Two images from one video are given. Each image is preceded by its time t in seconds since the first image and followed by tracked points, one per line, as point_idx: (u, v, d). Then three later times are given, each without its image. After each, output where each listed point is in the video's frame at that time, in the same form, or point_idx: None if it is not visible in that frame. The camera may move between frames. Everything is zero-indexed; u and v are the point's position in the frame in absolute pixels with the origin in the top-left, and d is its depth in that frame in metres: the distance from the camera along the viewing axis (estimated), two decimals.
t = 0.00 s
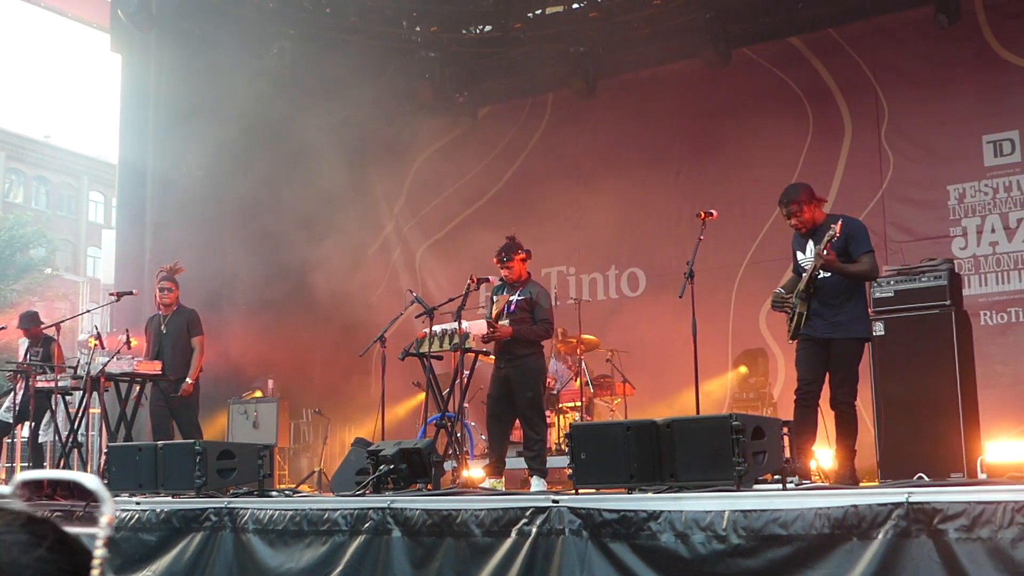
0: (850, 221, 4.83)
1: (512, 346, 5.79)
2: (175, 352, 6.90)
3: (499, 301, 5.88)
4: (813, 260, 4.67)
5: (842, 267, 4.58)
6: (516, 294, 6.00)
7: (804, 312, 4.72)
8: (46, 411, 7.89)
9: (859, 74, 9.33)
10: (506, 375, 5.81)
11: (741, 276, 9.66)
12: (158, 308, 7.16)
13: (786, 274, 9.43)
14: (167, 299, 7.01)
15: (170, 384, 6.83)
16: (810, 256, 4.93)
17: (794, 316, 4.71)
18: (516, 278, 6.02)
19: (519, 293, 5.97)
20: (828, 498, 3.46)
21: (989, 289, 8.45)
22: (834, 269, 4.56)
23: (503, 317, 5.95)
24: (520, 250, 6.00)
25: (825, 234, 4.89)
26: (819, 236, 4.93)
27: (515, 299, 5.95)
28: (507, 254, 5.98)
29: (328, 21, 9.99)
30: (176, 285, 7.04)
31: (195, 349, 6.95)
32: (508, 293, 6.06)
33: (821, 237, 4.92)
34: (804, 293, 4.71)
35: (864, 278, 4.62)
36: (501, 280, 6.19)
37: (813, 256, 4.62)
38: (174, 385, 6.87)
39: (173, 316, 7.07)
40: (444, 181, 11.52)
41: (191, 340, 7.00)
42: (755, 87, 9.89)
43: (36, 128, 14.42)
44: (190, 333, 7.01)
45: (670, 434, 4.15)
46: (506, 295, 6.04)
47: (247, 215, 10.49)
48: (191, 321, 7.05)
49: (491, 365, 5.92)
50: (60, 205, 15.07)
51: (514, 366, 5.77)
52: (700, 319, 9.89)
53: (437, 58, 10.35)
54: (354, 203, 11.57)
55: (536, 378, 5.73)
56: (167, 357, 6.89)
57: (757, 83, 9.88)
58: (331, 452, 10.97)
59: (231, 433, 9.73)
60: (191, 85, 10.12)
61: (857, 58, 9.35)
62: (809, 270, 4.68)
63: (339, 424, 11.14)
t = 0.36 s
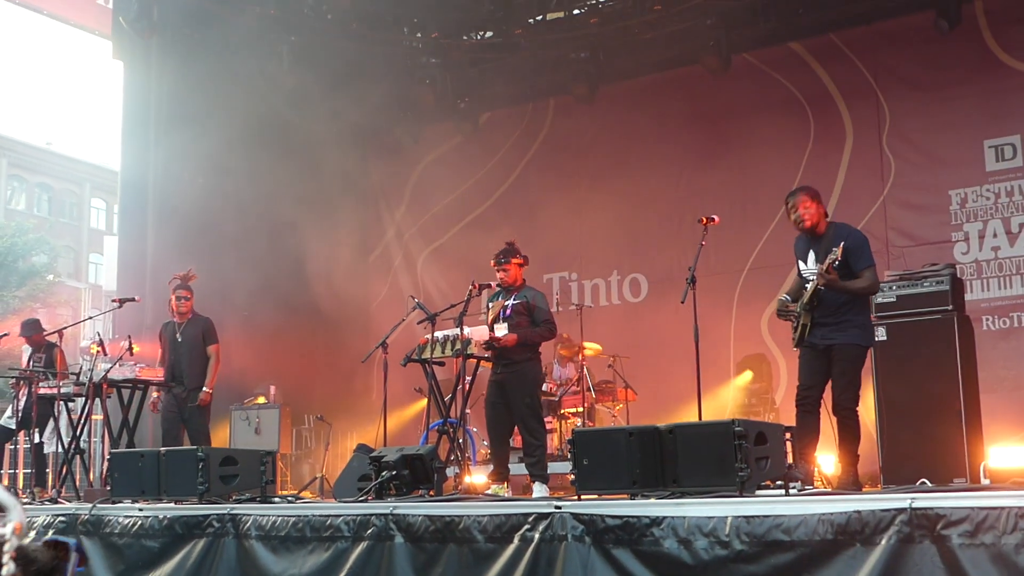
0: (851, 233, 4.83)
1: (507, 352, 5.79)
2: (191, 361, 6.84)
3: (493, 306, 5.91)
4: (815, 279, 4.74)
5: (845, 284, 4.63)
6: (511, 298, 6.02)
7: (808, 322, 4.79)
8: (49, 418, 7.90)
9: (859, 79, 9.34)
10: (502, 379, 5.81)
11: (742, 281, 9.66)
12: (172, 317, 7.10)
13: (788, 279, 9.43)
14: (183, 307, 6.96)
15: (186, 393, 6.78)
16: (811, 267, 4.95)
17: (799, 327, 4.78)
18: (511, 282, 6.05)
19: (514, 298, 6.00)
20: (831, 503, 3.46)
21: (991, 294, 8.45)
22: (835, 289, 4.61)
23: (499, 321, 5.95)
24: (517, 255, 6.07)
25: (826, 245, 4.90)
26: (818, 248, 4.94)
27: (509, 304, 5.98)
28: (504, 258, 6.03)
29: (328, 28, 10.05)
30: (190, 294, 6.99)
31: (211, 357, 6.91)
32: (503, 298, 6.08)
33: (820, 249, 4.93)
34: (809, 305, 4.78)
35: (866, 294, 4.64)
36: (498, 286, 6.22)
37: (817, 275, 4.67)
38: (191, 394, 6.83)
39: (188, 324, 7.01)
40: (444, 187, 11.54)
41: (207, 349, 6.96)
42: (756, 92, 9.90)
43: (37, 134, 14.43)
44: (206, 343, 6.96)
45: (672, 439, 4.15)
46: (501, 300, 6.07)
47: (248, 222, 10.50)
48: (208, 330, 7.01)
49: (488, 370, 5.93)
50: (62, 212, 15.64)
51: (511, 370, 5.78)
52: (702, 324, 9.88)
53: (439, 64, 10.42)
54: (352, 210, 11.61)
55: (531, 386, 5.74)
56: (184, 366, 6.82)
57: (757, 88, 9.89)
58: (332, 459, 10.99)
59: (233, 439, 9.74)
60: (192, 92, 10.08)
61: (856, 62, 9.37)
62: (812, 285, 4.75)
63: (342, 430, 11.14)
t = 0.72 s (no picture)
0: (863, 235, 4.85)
1: (504, 357, 5.79)
2: (212, 367, 6.83)
3: (487, 313, 5.94)
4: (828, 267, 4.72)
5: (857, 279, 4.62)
6: (504, 305, 6.07)
7: (808, 317, 4.81)
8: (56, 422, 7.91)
9: (865, 84, 9.34)
10: (502, 384, 5.81)
11: (747, 285, 9.66)
12: (193, 319, 7.06)
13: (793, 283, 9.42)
14: (203, 312, 6.93)
15: (203, 398, 6.78)
16: (817, 261, 4.97)
17: (799, 319, 4.80)
18: (504, 290, 6.11)
19: (509, 304, 6.03)
20: (837, 508, 3.46)
21: (996, 298, 8.44)
22: (846, 280, 4.60)
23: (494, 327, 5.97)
24: (505, 264, 6.07)
25: (837, 242, 4.92)
26: (829, 242, 4.95)
27: (504, 310, 6.01)
28: (492, 268, 6.06)
29: (334, 33, 10.03)
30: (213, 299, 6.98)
31: (231, 366, 6.93)
32: (498, 305, 6.12)
33: (832, 243, 4.94)
34: (809, 299, 4.82)
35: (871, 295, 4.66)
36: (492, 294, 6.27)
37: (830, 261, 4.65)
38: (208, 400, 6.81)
39: (209, 329, 7.00)
40: (449, 193, 11.60)
41: (227, 356, 6.95)
42: (761, 97, 9.90)
43: (43, 139, 14.47)
44: (227, 349, 6.95)
45: (677, 444, 4.14)
46: (495, 307, 6.10)
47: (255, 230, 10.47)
48: (229, 338, 7.00)
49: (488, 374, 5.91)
50: (67, 216, 15.39)
51: (508, 375, 5.79)
52: (707, 328, 9.87)
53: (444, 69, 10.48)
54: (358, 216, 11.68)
55: (524, 390, 5.71)
56: (203, 373, 6.80)
57: (761, 92, 9.90)
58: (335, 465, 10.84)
59: (239, 444, 9.77)
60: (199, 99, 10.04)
61: (861, 66, 9.37)
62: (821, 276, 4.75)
63: (346, 435, 11.13)
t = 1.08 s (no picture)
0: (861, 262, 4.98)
1: (508, 358, 5.80)
2: (221, 370, 6.85)
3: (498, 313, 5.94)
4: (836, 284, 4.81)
5: (863, 299, 4.75)
6: (514, 307, 6.06)
7: (802, 336, 4.89)
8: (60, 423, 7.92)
9: (870, 88, 9.34)
10: (506, 387, 5.81)
11: (751, 290, 9.67)
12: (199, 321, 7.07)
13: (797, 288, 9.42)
14: (209, 314, 6.96)
15: (211, 400, 6.80)
16: (813, 282, 5.05)
17: (793, 338, 4.88)
18: (516, 292, 6.11)
19: (518, 306, 6.03)
20: (841, 512, 3.47)
21: (1001, 303, 8.44)
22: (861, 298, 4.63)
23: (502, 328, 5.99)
24: (520, 264, 6.10)
25: (836, 266, 5.01)
26: (828, 265, 5.04)
27: (514, 311, 6.02)
28: (507, 267, 6.08)
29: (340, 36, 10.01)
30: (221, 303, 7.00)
31: (240, 369, 6.92)
32: (509, 306, 6.12)
33: (830, 267, 5.04)
34: (805, 317, 4.89)
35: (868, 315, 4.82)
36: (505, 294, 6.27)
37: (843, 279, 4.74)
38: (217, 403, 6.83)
39: (218, 333, 7.02)
40: (454, 195, 11.55)
41: (236, 358, 6.95)
42: (768, 101, 9.91)
43: (48, 141, 14.54)
44: (236, 351, 6.95)
45: (682, 448, 4.16)
46: (506, 309, 6.11)
47: (259, 230, 10.56)
48: (238, 340, 7.00)
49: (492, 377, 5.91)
50: (72, 219, 15.98)
51: (512, 378, 5.78)
52: (711, 332, 9.88)
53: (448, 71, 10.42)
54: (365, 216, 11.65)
55: (527, 393, 5.73)
56: (212, 375, 6.83)
57: (765, 96, 9.93)
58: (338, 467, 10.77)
59: (243, 445, 9.78)
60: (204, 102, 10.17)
61: (865, 69, 9.39)
62: (825, 296, 4.82)
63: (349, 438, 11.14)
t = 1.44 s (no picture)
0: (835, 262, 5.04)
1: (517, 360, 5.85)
2: (218, 372, 6.88)
3: (505, 316, 5.95)
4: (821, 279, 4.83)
5: (849, 291, 4.80)
6: (522, 311, 6.07)
7: (791, 337, 4.88)
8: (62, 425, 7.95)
9: (872, 91, 9.35)
10: (510, 389, 5.83)
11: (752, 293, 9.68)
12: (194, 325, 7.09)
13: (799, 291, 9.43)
14: (204, 320, 6.97)
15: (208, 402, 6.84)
16: (793, 286, 5.07)
17: (783, 339, 4.86)
18: (527, 295, 6.09)
19: (526, 310, 6.03)
20: (843, 516, 3.48)
21: (1002, 307, 8.44)
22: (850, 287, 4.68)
23: (509, 332, 5.99)
24: (535, 269, 6.06)
25: (812, 267, 5.05)
26: (804, 268, 5.08)
27: (521, 315, 6.02)
28: (521, 271, 6.04)
29: (342, 39, 9.99)
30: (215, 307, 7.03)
31: (237, 369, 6.94)
32: (517, 309, 6.13)
33: (807, 269, 5.07)
34: (792, 317, 4.88)
35: (854, 309, 4.87)
36: (512, 297, 6.26)
37: (829, 270, 4.77)
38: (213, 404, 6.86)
39: (215, 336, 7.06)
40: (456, 199, 11.65)
41: (234, 359, 6.98)
42: (770, 104, 9.91)
43: (51, 142, 14.62)
44: (233, 352, 6.99)
45: (684, 451, 4.16)
46: (515, 311, 6.11)
47: (263, 233, 10.45)
48: (235, 341, 7.05)
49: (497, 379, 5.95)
50: (76, 219, 15.51)
51: (518, 380, 5.81)
52: (714, 335, 9.88)
53: (450, 74, 10.48)
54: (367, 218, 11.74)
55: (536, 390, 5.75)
56: (209, 377, 6.87)
57: (770, 100, 9.91)
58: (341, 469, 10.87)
59: (245, 448, 9.77)
60: (207, 104, 10.07)
61: (872, 76, 9.37)
62: (810, 293, 4.84)
63: (351, 440, 11.14)
